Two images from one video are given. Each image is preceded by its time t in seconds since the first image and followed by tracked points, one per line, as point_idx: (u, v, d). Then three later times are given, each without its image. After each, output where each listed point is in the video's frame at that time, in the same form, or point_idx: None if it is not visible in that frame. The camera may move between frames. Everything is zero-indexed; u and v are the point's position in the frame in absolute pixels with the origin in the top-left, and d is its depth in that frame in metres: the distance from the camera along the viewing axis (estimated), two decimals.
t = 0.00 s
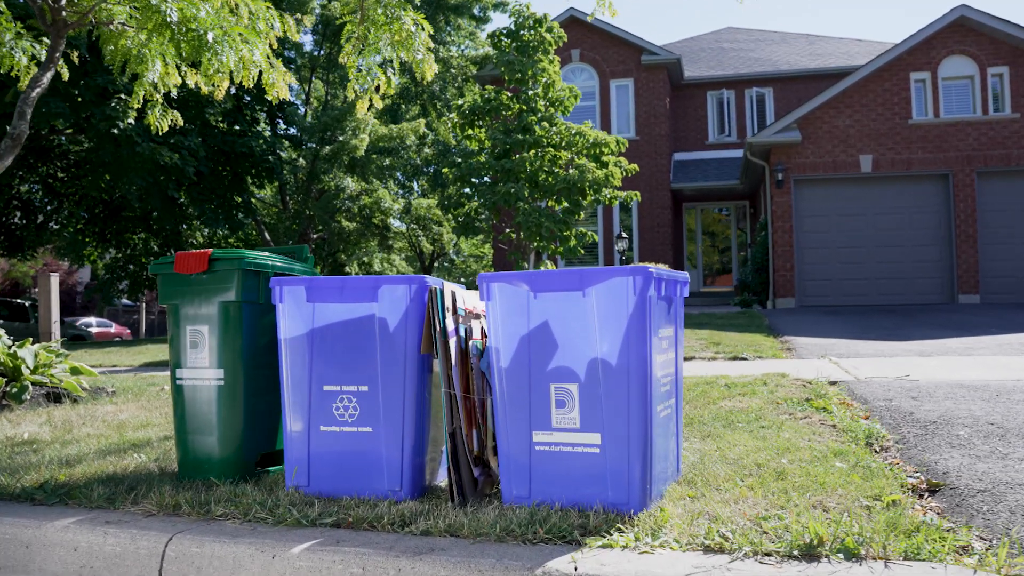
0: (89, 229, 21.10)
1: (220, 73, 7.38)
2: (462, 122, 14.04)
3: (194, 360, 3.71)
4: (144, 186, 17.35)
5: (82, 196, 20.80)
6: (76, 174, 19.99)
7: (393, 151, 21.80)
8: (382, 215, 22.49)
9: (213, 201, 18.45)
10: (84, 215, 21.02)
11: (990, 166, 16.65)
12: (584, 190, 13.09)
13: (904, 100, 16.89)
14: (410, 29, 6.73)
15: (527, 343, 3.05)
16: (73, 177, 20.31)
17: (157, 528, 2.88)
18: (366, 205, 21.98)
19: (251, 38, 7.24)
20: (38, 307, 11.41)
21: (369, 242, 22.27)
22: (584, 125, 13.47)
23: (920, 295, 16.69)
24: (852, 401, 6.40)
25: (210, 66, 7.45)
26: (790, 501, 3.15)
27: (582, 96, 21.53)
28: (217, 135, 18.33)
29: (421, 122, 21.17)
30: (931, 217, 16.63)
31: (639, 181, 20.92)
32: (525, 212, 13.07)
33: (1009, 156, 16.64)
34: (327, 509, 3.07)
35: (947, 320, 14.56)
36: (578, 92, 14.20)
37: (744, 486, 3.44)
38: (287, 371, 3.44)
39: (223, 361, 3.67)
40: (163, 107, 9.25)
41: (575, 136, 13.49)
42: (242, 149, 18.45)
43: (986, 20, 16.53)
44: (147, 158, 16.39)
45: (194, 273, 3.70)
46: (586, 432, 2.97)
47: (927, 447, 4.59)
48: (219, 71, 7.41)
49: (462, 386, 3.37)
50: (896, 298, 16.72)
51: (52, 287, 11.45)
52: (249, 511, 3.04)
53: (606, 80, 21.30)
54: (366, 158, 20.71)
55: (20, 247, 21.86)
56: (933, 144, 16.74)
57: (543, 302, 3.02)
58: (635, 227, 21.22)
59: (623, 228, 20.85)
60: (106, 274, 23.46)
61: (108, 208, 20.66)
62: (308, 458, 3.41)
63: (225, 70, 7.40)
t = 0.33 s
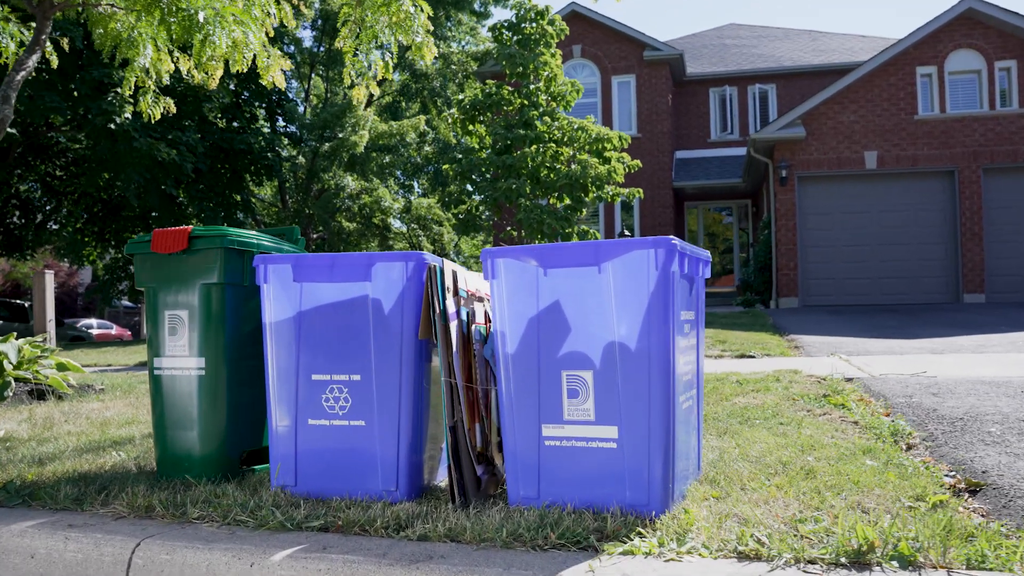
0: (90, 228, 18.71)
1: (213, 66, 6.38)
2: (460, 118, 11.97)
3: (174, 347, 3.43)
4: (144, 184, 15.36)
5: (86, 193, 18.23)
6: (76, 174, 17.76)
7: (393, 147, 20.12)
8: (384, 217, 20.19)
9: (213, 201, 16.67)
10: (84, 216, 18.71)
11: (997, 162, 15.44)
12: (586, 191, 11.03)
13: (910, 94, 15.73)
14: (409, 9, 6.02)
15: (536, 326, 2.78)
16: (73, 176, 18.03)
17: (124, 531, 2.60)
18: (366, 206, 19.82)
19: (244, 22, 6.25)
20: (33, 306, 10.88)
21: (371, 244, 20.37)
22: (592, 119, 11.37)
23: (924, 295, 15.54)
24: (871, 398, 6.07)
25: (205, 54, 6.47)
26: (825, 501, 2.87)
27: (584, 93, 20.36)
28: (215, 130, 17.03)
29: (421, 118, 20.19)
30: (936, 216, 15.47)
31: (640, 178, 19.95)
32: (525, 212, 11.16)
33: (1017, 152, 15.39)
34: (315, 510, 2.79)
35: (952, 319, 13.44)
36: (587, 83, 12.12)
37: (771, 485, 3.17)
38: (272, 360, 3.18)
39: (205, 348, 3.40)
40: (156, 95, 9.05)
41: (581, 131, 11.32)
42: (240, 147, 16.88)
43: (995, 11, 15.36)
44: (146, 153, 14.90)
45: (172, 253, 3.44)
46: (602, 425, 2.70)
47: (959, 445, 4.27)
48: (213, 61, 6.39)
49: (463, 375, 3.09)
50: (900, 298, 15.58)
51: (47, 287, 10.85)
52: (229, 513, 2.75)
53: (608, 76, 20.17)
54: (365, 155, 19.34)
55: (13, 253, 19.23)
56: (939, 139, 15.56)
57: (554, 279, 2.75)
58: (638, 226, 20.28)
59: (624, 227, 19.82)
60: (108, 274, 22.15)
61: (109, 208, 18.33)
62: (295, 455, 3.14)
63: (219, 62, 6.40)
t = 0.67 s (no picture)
0: (90, 229, 16.65)
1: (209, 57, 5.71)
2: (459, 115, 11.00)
3: (153, 337, 3.20)
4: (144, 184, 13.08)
5: (84, 191, 16.28)
6: (74, 171, 15.81)
7: (393, 146, 19.90)
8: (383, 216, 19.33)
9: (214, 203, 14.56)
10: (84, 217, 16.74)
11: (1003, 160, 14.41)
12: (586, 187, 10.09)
13: (915, 91, 14.70)
14: None
15: (547, 310, 2.65)
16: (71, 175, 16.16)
17: (94, 536, 2.37)
18: (366, 205, 18.94)
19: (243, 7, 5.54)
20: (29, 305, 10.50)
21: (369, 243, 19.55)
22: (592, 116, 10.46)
23: (926, 295, 14.56)
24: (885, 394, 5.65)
25: (198, 43, 5.72)
26: (861, 502, 2.65)
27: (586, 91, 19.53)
28: (215, 128, 14.70)
29: (422, 115, 19.23)
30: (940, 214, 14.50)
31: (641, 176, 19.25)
32: (523, 211, 10.17)
33: None
34: (303, 512, 2.56)
35: (954, 316, 12.65)
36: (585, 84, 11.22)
37: (797, 484, 2.96)
38: (257, 350, 2.97)
39: (189, 336, 3.17)
40: (151, 87, 8.13)
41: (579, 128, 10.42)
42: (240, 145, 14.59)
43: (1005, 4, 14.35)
44: (145, 151, 12.87)
45: (153, 235, 3.22)
46: (618, 419, 2.56)
47: (990, 443, 3.96)
48: (208, 50, 5.72)
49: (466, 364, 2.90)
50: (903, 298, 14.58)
51: (44, 285, 10.47)
52: (210, 515, 2.52)
53: (610, 74, 19.39)
54: (364, 153, 18.90)
55: (9, 254, 17.36)
56: (944, 137, 14.54)
57: (567, 258, 2.63)
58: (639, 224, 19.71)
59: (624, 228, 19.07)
60: (106, 275, 21.12)
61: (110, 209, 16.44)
62: (284, 454, 2.93)
63: (217, 51, 5.72)
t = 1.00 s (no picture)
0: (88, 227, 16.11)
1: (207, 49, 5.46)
2: (461, 111, 10.66)
3: (139, 328, 3.04)
4: (141, 183, 12.34)
5: (81, 190, 15.63)
6: (71, 170, 15.41)
7: (393, 143, 19.77)
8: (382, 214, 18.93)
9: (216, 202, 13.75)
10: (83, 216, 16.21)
11: (1007, 158, 14.15)
12: (589, 187, 9.80)
13: (919, 88, 14.44)
14: None
15: (556, 298, 2.55)
16: (69, 174, 15.63)
17: (67, 540, 2.21)
18: (365, 204, 18.48)
19: None
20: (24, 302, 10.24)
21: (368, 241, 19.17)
22: (592, 111, 10.18)
23: (927, 295, 14.21)
24: (898, 391, 5.48)
25: (193, 34, 5.45)
26: (889, 503, 2.50)
27: (587, 88, 19.27)
28: (214, 125, 14.00)
29: (421, 113, 18.91)
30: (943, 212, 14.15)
31: (642, 175, 19.02)
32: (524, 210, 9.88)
33: None
34: (293, 514, 2.40)
35: (957, 315, 12.42)
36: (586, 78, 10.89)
37: (817, 482, 2.82)
38: (246, 342, 2.81)
39: (176, 327, 3.01)
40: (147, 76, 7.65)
41: (581, 125, 10.14)
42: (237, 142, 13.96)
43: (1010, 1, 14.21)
44: (143, 149, 12.23)
45: (139, 221, 3.05)
46: (633, 415, 2.45)
47: (1011, 441, 3.78)
48: (205, 42, 5.46)
49: (468, 355, 2.74)
50: (905, 298, 14.22)
51: (39, 282, 10.34)
52: (194, 517, 2.36)
53: (610, 72, 19.14)
54: (364, 151, 18.84)
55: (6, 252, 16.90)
56: (948, 134, 14.26)
57: (578, 242, 2.53)
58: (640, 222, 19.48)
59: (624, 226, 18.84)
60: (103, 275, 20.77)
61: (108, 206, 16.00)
62: (274, 452, 2.77)
63: (215, 43, 5.47)
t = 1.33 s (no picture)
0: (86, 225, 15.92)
1: (204, 45, 5.18)
2: (461, 108, 10.49)
3: (127, 322, 2.93)
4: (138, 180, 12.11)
5: (78, 187, 15.37)
6: (68, 166, 15.23)
7: (392, 141, 19.42)
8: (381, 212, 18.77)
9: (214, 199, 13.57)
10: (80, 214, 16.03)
11: (1011, 156, 14.04)
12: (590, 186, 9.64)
13: (921, 87, 14.34)
14: None
15: (561, 290, 2.44)
16: (66, 171, 15.45)
17: (46, 543, 2.11)
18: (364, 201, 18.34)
19: None
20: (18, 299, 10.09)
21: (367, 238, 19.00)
22: (593, 109, 10.03)
23: (930, 293, 14.04)
24: (909, 389, 5.35)
25: (190, 29, 5.23)
26: (910, 504, 2.38)
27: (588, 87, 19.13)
28: (213, 122, 13.83)
29: (421, 110, 18.77)
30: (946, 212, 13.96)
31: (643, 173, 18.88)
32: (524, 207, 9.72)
33: None
34: (285, 515, 2.29)
35: (962, 314, 12.30)
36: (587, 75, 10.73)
37: (832, 483, 2.70)
38: (238, 336, 2.70)
39: (166, 321, 2.90)
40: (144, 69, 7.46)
41: (583, 122, 9.98)
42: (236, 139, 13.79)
43: None
44: (140, 145, 11.98)
45: (128, 211, 2.94)
46: (642, 412, 2.34)
47: None
48: (203, 36, 5.19)
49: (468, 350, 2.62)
50: (908, 296, 14.05)
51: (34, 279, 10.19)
52: (181, 518, 2.26)
53: (611, 70, 18.98)
54: (363, 148, 18.69)
55: (3, 249, 16.68)
56: (951, 133, 14.13)
57: (584, 232, 2.42)
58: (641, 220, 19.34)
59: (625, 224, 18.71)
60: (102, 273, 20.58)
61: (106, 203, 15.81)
62: (266, 451, 2.66)
63: (212, 37, 5.19)
